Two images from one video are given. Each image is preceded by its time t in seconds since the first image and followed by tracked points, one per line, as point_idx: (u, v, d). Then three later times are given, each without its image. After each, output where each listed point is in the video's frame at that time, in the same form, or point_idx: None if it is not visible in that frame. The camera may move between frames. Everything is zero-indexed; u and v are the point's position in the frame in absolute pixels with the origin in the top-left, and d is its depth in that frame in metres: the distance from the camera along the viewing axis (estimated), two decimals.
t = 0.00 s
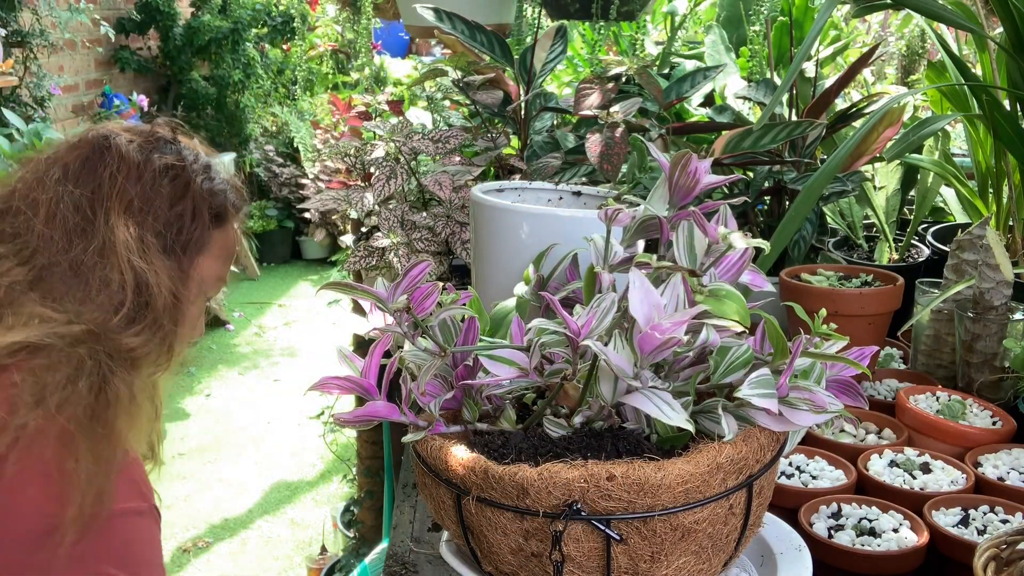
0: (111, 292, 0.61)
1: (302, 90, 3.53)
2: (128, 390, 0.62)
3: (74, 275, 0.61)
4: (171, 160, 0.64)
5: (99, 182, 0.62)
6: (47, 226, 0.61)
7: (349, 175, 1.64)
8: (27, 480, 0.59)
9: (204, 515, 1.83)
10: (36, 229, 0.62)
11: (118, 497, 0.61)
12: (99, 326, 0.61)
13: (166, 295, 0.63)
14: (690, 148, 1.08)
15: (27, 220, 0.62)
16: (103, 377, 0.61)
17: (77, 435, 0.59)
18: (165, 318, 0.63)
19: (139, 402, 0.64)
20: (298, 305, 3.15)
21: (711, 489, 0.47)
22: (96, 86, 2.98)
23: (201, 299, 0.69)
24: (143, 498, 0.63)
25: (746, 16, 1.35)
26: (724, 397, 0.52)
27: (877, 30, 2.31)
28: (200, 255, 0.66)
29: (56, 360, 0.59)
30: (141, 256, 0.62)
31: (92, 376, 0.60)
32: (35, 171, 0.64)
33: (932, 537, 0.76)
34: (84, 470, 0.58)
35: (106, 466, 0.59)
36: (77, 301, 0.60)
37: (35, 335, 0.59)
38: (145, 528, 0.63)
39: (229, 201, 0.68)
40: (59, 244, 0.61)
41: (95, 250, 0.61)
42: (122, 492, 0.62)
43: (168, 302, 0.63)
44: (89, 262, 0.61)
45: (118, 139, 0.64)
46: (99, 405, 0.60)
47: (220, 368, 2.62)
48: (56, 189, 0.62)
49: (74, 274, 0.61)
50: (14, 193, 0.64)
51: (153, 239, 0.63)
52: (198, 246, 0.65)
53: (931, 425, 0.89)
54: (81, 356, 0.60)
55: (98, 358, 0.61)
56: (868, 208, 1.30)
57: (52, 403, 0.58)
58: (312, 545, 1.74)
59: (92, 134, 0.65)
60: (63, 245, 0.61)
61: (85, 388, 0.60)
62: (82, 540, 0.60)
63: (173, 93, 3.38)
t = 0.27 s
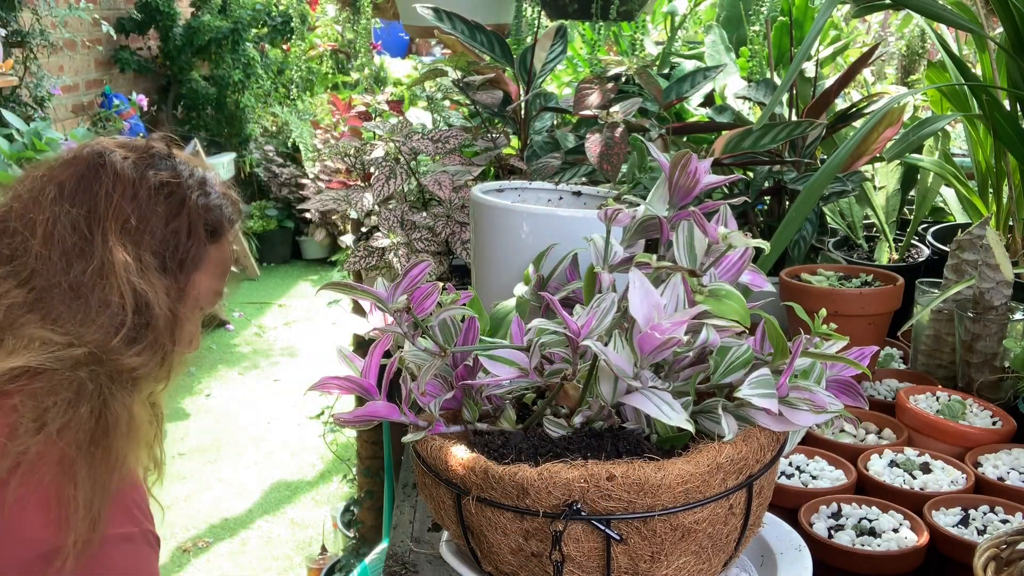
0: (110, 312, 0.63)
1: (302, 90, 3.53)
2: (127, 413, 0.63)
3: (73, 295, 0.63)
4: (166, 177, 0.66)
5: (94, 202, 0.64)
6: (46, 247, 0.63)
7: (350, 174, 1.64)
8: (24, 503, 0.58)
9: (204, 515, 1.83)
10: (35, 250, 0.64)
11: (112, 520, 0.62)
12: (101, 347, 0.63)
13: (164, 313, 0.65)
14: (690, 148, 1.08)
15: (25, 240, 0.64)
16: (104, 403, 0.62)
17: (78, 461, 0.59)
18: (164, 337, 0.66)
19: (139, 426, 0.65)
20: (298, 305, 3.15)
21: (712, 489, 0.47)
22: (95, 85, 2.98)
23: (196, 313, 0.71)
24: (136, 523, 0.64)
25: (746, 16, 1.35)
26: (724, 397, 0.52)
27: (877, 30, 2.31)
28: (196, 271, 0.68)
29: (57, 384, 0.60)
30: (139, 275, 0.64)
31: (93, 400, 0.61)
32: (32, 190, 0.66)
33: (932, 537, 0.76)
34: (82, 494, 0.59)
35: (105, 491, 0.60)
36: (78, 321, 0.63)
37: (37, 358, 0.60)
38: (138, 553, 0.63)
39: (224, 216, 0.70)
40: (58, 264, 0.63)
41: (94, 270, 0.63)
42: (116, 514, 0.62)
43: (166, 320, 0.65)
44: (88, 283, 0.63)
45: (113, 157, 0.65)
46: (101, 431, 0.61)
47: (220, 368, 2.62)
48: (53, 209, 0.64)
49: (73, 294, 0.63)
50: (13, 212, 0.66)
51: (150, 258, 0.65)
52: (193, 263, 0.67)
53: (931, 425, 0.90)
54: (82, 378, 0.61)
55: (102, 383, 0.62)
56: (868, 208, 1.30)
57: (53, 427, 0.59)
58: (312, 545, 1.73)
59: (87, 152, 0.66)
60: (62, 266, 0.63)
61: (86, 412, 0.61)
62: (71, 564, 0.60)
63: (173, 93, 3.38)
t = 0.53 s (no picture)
0: (105, 321, 0.63)
1: (302, 90, 3.53)
2: (126, 419, 0.63)
3: (68, 305, 0.63)
4: (161, 184, 0.65)
5: (89, 210, 0.64)
6: (39, 256, 0.63)
7: (350, 175, 1.64)
8: (27, 516, 0.59)
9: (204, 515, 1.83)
10: (28, 259, 0.63)
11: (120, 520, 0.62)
12: (96, 357, 0.62)
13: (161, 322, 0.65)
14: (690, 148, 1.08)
15: (19, 249, 0.64)
16: (97, 411, 0.61)
17: (74, 473, 0.59)
18: (160, 346, 0.65)
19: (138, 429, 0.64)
20: (298, 305, 3.15)
21: (712, 489, 0.47)
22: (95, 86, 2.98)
23: (194, 320, 0.71)
24: (146, 517, 0.64)
25: (746, 15, 1.35)
26: (724, 397, 0.52)
27: (877, 30, 2.31)
28: (193, 279, 0.68)
29: (51, 395, 0.60)
30: (134, 285, 0.63)
31: (89, 409, 0.61)
32: (27, 199, 0.65)
33: (932, 537, 0.76)
34: (81, 505, 0.58)
35: (105, 497, 0.59)
36: (72, 331, 0.62)
37: (29, 370, 0.60)
38: (150, 547, 0.63)
39: (221, 224, 0.69)
40: (51, 273, 0.63)
41: (87, 279, 0.63)
42: (122, 514, 0.62)
43: (163, 328, 0.65)
44: (82, 292, 0.62)
45: (109, 164, 0.65)
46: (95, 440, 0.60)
47: (220, 368, 2.62)
48: (47, 218, 0.64)
49: (68, 303, 0.63)
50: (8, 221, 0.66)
51: (145, 267, 0.64)
52: (189, 271, 0.67)
53: (931, 425, 0.90)
54: (77, 388, 0.61)
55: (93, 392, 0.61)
56: (868, 208, 1.30)
57: (49, 439, 0.59)
58: (312, 545, 1.73)
59: (83, 159, 0.66)
60: (56, 275, 0.63)
61: (82, 421, 0.60)
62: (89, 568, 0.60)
63: (173, 93, 3.38)
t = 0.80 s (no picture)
0: (114, 325, 0.64)
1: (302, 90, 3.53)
2: (130, 430, 0.64)
3: (76, 309, 0.63)
4: (170, 187, 0.66)
5: (98, 213, 0.64)
6: (48, 259, 0.63)
7: (350, 175, 1.64)
8: (28, 524, 0.62)
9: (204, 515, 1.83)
10: (37, 262, 0.64)
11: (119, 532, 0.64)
12: (105, 361, 0.63)
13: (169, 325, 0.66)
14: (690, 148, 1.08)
15: (26, 253, 0.64)
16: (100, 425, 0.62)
17: (75, 485, 0.61)
18: (168, 350, 0.66)
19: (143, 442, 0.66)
20: (297, 305, 3.15)
21: (712, 489, 0.47)
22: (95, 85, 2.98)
23: (202, 323, 0.72)
24: (143, 527, 0.66)
25: (746, 16, 1.35)
26: (724, 397, 0.52)
27: (877, 30, 2.31)
28: (201, 282, 0.68)
29: (57, 402, 0.61)
30: (142, 288, 0.64)
31: (93, 419, 0.62)
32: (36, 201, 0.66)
33: (932, 537, 0.76)
34: (81, 518, 0.61)
35: (106, 512, 0.62)
36: (81, 335, 0.63)
37: (34, 376, 0.61)
38: (148, 557, 0.65)
39: (230, 225, 0.70)
40: (60, 277, 0.63)
41: (95, 284, 0.63)
42: (122, 525, 0.64)
43: (171, 332, 0.66)
44: (91, 296, 0.63)
45: (118, 166, 0.65)
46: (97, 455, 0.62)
47: (220, 368, 2.62)
48: (57, 222, 0.64)
49: (76, 307, 0.63)
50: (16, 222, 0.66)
51: (153, 271, 0.65)
52: (198, 274, 0.68)
53: (930, 425, 0.89)
54: (82, 397, 0.62)
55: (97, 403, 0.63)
56: (868, 208, 1.30)
57: (52, 448, 0.60)
58: (312, 545, 1.73)
59: (91, 160, 0.66)
60: (65, 278, 0.63)
61: (86, 432, 0.62)
62: None
63: (173, 93, 3.38)
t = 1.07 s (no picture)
0: (122, 337, 0.63)
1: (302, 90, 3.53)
2: (138, 446, 0.65)
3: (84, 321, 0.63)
4: (179, 193, 0.65)
5: (106, 222, 0.64)
6: (56, 270, 0.63)
7: (350, 174, 1.64)
8: (34, 542, 0.62)
9: (204, 515, 1.83)
10: (45, 272, 0.64)
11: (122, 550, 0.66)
12: (113, 373, 0.63)
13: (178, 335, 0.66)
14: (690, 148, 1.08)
15: (34, 262, 0.64)
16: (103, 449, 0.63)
17: (81, 501, 0.62)
18: (177, 361, 0.66)
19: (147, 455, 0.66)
20: (297, 305, 3.15)
21: (712, 489, 0.47)
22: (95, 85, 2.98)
23: (211, 331, 0.72)
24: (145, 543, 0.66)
25: (746, 15, 1.35)
26: (724, 397, 0.53)
27: (877, 30, 2.31)
28: (211, 289, 0.68)
29: (64, 417, 0.62)
30: (151, 299, 0.64)
31: (100, 436, 0.63)
32: (43, 208, 0.65)
33: (932, 537, 0.76)
34: (87, 534, 0.62)
35: (110, 529, 0.62)
36: (89, 347, 0.63)
37: (40, 393, 0.61)
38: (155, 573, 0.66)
39: (239, 231, 0.69)
40: (69, 288, 0.63)
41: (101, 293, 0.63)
42: (127, 541, 0.65)
43: (180, 342, 0.66)
44: (99, 308, 0.63)
45: (126, 172, 0.65)
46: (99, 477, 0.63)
47: (220, 368, 2.62)
48: (65, 229, 0.64)
49: (84, 319, 0.63)
50: (24, 230, 0.66)
51: (163, 280, 0.65)
52: (205, 281, 0.67)
53: (930, 425, 0.90)
54: (89, 412, 0.63)
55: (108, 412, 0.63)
56: (868, 208, 1.30)
57: (59, 465, 0.61)
58: (312, 545, 1.73)
59: (98, 167, 0.66)
60: (73, 289, 0.63)
61: (93, 448, 0.63)
62: None
63: (173, 93, 3.38)
